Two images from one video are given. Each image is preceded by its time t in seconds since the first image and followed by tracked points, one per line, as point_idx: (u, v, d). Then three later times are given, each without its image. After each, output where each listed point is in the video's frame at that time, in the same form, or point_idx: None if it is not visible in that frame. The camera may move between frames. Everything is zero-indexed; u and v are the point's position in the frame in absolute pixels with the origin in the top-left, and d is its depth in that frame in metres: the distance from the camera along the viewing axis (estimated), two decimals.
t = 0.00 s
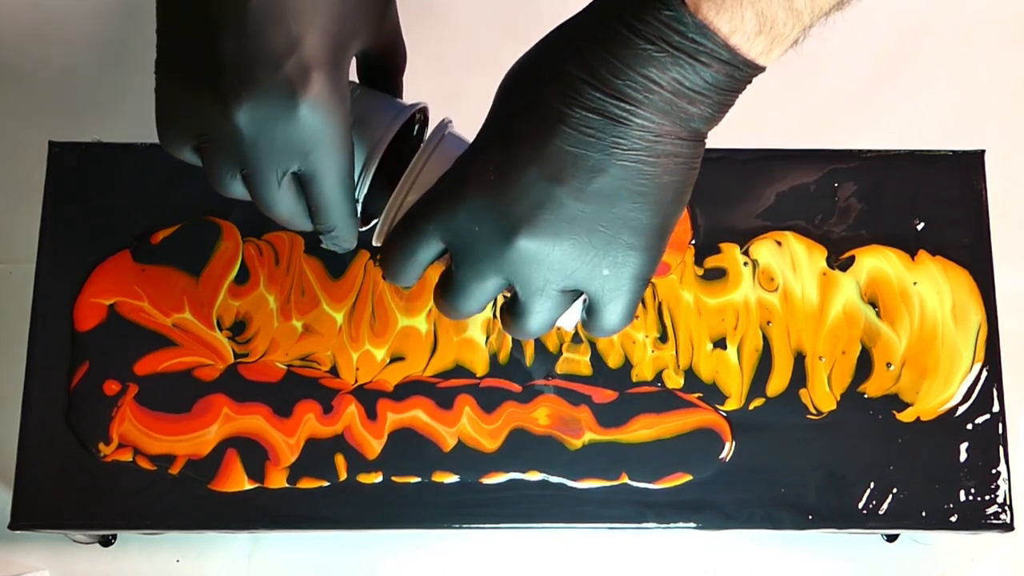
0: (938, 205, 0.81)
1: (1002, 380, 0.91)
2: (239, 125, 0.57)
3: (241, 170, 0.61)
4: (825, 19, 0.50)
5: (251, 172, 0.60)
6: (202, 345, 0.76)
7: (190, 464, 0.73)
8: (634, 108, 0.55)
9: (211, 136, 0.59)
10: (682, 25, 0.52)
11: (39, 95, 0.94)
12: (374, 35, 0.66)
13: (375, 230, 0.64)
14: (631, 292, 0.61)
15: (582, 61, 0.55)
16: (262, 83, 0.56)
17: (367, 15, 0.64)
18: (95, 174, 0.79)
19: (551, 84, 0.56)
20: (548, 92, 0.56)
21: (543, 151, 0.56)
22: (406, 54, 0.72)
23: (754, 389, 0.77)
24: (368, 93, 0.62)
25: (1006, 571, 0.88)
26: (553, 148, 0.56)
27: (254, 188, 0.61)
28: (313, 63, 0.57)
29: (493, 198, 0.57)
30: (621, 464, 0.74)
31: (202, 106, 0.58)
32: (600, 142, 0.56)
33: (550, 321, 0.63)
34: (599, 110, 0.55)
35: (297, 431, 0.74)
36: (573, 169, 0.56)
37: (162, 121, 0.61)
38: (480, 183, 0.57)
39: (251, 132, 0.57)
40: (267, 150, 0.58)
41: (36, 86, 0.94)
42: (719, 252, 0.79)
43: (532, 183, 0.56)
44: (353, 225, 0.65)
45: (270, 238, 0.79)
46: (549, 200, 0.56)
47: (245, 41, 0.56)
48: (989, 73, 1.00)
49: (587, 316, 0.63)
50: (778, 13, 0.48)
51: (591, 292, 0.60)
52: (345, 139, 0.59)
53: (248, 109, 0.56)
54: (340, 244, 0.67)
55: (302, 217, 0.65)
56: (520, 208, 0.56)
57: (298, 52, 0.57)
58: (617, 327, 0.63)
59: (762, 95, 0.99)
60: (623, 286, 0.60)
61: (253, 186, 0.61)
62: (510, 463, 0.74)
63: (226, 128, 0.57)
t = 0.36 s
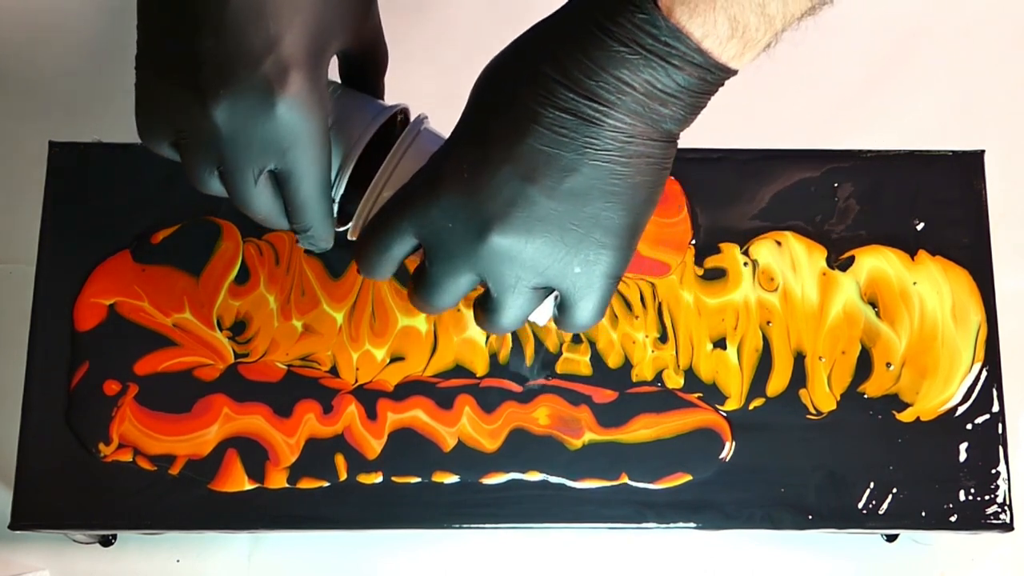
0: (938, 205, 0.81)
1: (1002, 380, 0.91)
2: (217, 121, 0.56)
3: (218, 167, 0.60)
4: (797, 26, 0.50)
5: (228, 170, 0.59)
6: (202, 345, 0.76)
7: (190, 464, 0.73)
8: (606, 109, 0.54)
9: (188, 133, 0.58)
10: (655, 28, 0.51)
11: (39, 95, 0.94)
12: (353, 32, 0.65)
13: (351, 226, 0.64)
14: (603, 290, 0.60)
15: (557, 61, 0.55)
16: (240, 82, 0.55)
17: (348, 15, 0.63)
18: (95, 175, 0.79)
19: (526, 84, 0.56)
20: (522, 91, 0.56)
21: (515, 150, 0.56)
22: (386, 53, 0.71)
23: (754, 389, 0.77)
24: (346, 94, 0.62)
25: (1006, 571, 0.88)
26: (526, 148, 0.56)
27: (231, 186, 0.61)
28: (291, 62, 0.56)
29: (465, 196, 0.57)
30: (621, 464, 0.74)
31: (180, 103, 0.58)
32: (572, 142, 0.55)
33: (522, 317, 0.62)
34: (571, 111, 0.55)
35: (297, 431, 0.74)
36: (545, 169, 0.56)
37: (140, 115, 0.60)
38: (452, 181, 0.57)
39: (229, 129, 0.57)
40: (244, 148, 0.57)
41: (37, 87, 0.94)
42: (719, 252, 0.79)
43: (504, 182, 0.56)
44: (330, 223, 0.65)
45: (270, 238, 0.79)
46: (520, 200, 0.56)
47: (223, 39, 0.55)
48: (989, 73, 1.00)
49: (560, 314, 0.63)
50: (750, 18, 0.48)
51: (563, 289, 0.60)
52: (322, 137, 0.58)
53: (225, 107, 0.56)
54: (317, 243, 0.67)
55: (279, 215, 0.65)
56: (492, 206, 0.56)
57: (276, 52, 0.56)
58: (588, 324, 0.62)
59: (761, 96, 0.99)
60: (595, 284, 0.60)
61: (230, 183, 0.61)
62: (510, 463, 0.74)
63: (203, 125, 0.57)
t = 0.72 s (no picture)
0: (938, 206, 0.81)
1: (1002, 380, 0.91)
2: (187, 112, 0.56)
3: (188, 158, 0.60)
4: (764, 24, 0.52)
5: (198, 161, 0.59)
6: (202, 344, 0.76)
7: (190, 464, 0.73)
8: (576, 103, 0.55)
9: (158, 125, 0.58)
10: (626, 24, 0.52)
11: (39, 96, 0.94)
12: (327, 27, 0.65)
13: (324, 218, 0.64)
14: (572, 284, 0.61)
15: (527, 54, 0.56)
16: (210, 74, 0.55)
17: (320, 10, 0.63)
18: (95, 174, 0.79)
19: (496, 76, 0.56)
20: (492, 84, 0.56)
21: (486, 143, 0.56)
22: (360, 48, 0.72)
23: (754, 389, 0.77)
24: (319, 86, 0.62)
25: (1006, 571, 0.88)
26: (496, 141, 0.56)
27: (202, 177, 0.60)
28: (261, 55, 0.56)
29: (436, 188, 0.57)
30: (621, 464, 0.74)
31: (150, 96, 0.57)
32: (542, 135, 0.56)
33: (492, 309, 0.62)
34: (542, 105, 0.56)
35: (297, 431, 0.74)
36: (516, 162, 0.56)
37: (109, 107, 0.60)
38: (423, 173, 0.57)
39: (200, 119, 0.56)
40: (215, 139, 0.57)
41: (37, 87, 0.94)
42: (719, 252, 0.79)
43: (474, 175, 0.57)
44: (303, 215, 0.64)
45: (270, 238, 0.79)
46: (491, 192, 0.57)
47: (194, 32, 0.55)
48: (989, 73, 1.00)
49: (531, 309, 0.63)
50: (720, 16, 0.49)
51: (533, 282, 0.60)
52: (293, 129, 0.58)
53: (196, 98, 0.56)
54: (288, 235, 0.66)
55: (249, 208, 0.64)
56: (462, 199, 0.57)
57: (247, 45, 0.56)
58: (558, 318, 0.62)
59: (761, 96, 0.99)
60: (565, 279, 0.60)
61: (201, 175, 0.60)
62: (510, 463, 0.74)
63: (174, 114, 0.57)
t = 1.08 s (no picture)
0: (938, 206, 0.81)
1: (1002, 380, 0.91)
2: (153, 107, 0.56)
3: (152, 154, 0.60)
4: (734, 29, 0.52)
5: (162, 158, 0.59)
6: (202, 344, 0.76)
7: (190, 465, 0.73)
8: (546, 104, 0.56)
9: (124, 120, 0.58)
10: (595, 25, 0.53)
11: (40, 96, 0.94)
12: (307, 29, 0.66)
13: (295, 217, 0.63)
14: (543, 283, 0.61)
15: (498, 55, 0.56)
16: (176, 70, 0.55)
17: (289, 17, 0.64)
18: (95, 174, 0.79)
19: (468, 76, 0.57)
20: (464, 84, 0.57)
21: (457, 143, 0.57)
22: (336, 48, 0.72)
23: (754, 389, 0.77)
24: (289, 88, 0.63)
25: (1006, 571, 0.88)
26: (466, 141, 0.57)
27: (166, 174, 0.60)
28: (229, 52, 0.57)
29: (406, 187, 0.58)
30: (621, 464, 0.74)
31: (117, 91, 0.57)
32: (511, 136, 0.57)
33: (463, 308, 0.63)
34: (512, 105, 0.56)
35: (297, 431, 0.74)
36: (485, 162, 0.57)
37: (78, 99, 0.60)
38: (394, 172, 0.58)
39: (164, 113, 0.57)
40: (179, 136, 0.57)
41: (38, 88, 0.94)
42: (719, 252, 0.79)
43: (444, 175, 0.57)
44: (267, 217, 0.64)
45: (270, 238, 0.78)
46: (461, 191, 0.57)
47: (163, 30, 0.56)
48: (988, 73, 1.00)
49: (502, 309, 0.63)
50: (691, 18, 0.49)
51: (503, 282, 0.61)
52: (258, 129, 0.58)
53: (161, 94, 0.56)
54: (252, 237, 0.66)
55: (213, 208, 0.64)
56: (432, 198, 0.58)
57: (214, 42, 0.56)
58: (528, 318, 0.63)
59: (761, 96, 0.99)
60: (535, 279, 0.60)
61: (164, 172, 0.60)
62: (511, 463, 0.74)
63: (138, 110, 0.57)
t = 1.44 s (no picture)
0: (938, 206, 0.81)
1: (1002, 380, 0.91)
2: (113, 106, 0.56)
3: (113, 154, 0.60)
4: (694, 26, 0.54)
5: (122, 157, 0.59)
6: (202, 344, 0.76)
7: (190, 465, 0.73)
8: (506, 98, 0.57)
9: (84, 118, 0.58)
10: (555, 20, 0.54)
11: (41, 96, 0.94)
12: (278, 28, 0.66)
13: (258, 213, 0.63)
14: (505, 277, 0.61)
15: (459, 50, 0.57)
16: (136, 71, 0.56)
17: (252, 16, 0.64)
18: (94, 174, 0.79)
19: (430, 72, 0.58)
20: (426, 79, 0.58)
21: (418, 137, 0.58)
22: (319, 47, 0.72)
23: (754, 389, 0.77)
24: (252, 89, 0.63)
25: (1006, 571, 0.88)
26: (428, 135, 0.58)
27: (127, 173, 0.60)
28: (190, 53, 0.57)
29: (366, 181, 0.58)
30: (621, 464, 0.74)
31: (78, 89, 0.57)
32: (472, 129, 0.58)
33: (426, 302, 0.63)
34: (473, 99, 0.57)
35: (297, 432, 0.74)
36: (446, 155, 0.58)
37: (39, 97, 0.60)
38: (355, 166, 0.59)
39: (124, 114, 0.57)
40: (139, 136, 0.57)
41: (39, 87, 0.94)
42: (719, 252, 0.79)
43: (406, 168, 0.58)
44: (229, 217, 0.64)
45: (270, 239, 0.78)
46: (422, 184, 0.58)
47: (126, 29, 0.56)
48: (988, 73, 1.00)
49: (464, 304, 0.63)
50: (651, 15, 0.51)
51: (464, 276, 0.61)
52: (220, 130, 0.58)
53: (121, 94, 0.56)
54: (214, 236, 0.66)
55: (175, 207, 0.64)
56: (394, 190, 0.58)
57: (176, 43, 0.56)
58: (491, 312, 0.63)
59: (760, 97, 0.99)
60: (496, 273, 0.61)
61: (125, 171, 0.60)
62: (511, 464, 0.74)
63: (99, 109, 0.57)
